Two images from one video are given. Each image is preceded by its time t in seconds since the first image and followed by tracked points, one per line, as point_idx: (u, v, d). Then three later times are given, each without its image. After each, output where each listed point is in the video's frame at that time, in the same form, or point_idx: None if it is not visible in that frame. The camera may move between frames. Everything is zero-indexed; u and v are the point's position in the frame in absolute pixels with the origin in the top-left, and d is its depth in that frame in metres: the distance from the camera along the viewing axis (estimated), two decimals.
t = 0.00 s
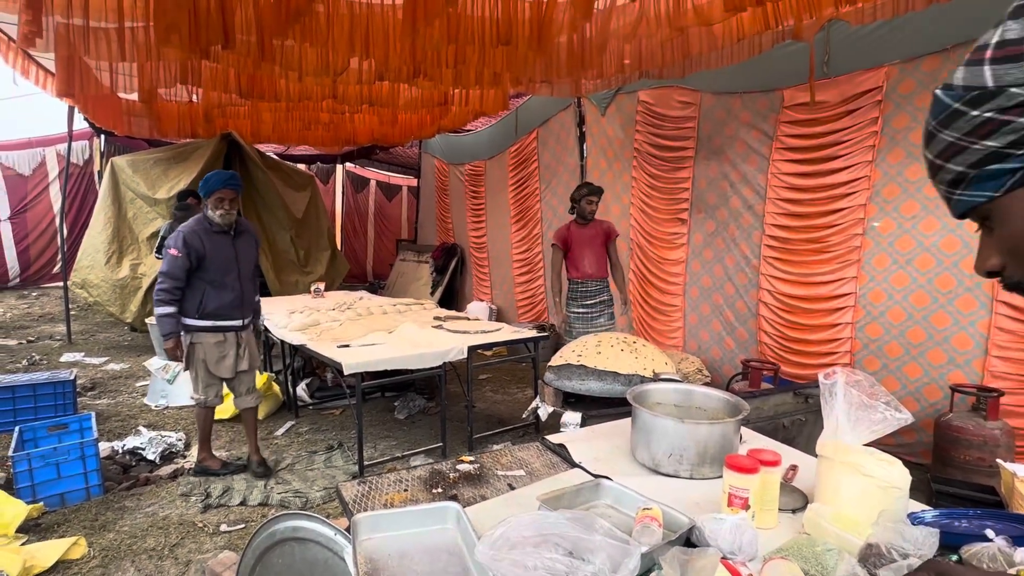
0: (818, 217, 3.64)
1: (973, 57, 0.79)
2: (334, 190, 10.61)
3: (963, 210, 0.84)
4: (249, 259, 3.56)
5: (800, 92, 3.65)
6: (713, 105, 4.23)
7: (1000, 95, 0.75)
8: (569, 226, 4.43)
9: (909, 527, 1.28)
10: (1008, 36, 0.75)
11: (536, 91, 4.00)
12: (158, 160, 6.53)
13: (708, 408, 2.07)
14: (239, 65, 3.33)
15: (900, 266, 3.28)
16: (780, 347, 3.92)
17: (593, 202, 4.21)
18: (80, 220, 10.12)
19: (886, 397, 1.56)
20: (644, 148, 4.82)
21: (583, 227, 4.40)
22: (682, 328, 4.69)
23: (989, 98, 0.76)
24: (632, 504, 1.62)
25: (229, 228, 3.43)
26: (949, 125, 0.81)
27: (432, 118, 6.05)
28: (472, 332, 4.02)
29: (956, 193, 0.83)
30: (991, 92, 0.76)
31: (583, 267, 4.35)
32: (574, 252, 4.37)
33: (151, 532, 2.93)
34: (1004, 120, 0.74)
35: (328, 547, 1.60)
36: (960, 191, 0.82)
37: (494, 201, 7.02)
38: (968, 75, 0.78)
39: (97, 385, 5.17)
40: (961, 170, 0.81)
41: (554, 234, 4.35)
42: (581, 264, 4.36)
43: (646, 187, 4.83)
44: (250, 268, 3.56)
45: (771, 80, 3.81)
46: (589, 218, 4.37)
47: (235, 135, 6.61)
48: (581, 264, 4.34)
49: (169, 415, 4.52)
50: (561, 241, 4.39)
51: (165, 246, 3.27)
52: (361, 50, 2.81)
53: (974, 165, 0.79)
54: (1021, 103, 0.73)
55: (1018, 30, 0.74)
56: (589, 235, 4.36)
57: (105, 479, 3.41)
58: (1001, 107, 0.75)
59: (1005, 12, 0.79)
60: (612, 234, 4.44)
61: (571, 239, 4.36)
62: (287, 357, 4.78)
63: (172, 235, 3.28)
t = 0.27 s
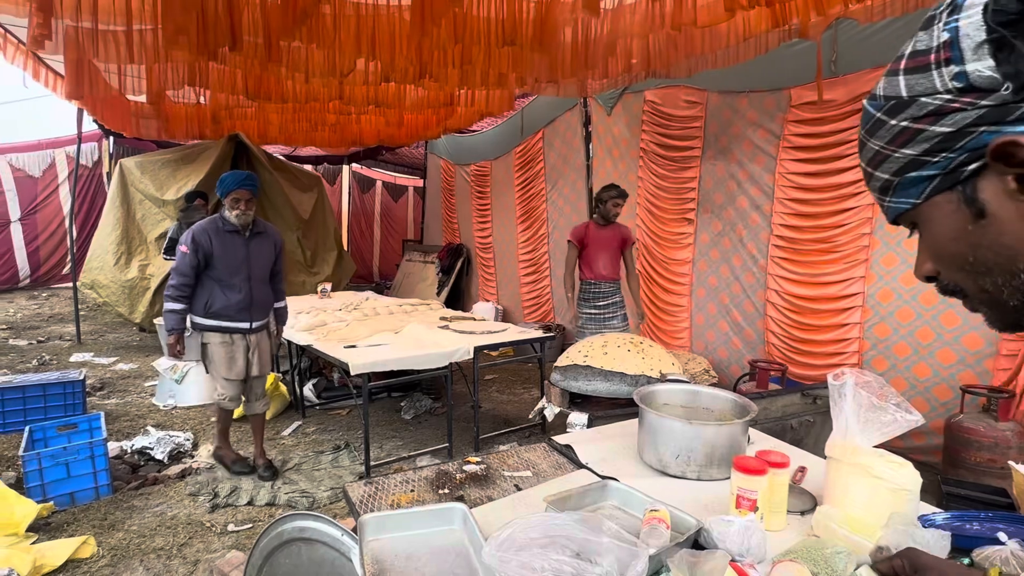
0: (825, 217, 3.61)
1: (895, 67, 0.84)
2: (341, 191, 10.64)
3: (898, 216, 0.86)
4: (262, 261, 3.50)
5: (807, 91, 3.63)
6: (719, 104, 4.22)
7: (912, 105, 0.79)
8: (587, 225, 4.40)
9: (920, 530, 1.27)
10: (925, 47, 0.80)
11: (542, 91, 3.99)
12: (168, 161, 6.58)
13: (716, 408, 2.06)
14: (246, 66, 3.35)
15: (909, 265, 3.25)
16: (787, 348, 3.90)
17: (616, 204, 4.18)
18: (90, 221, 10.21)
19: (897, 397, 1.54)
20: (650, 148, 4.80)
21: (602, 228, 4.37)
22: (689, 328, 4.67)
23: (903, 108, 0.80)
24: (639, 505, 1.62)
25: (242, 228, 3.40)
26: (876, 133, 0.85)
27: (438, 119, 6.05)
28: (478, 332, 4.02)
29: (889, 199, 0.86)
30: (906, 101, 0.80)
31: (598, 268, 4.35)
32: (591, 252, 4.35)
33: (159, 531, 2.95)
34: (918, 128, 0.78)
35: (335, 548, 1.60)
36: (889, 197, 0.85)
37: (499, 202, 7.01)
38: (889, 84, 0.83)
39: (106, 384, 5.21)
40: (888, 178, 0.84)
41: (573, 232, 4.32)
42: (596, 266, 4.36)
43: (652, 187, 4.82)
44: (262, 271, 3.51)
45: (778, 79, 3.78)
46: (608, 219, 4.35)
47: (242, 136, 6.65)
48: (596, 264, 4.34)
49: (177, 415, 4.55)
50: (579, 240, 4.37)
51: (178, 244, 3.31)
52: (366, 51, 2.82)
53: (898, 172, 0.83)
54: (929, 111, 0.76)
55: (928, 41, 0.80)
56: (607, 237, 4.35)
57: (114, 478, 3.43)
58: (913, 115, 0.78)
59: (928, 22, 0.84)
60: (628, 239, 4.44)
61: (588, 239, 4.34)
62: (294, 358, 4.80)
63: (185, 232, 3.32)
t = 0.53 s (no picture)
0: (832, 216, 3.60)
1: (837, 84, 0.82)
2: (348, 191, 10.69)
3: (850, 234, 0.82)
4: (265, 262, 3.43)
5: (814, 90, 3.60)
6: (726, 103, 4.20)
7: (854, 122, 0.76)
8: (635, 232, 4.26)
9: (933, 532, 1.26)
10: (859, 66, 0.77)
11: (548, 91, 4.00)
12: (178, 163, 6.63)
13: (724, 408, 2.06)
14: (255, 69, 3.37)
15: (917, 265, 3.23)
16: (795, 348, 3.89)
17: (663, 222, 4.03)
18: (102, 222, 10.33)
19: (908, 397, 1.52)
20: (657, 148, 4.80)
21: (645, 243, 4.24)
22: (696, 328, 4.66)
23: (843, 126, 0.77)
24: (649, 505, 1.62)
25: (246, 228, 3.36)
26: (823, 151, 0.83)
27: (445, 119, 6.07)
28: (485, 332, 4.03)
29: (840, 216, 0.83)
30: (847, 119, 0.77)
31: (621, 277, 4.32)
32: (623, 260, 4.28)
33: (171, 529, 2.98)
34: (859, 145, 0.75)
35: (345, 546, 1.62)
36: (839, 214, 0.82)
37: (506, 202, 7.02)
38: (829, 104, 0.81)
39: (118, 384, 5.27)
40: (837, 195, 0.82)
41: (615, 236, 4.21)
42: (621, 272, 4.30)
43: (660, 186, 4.81)
44: (266, 272, 3.42)
45: (785, 78, 3.77)
46: (653, 236, 4.21)
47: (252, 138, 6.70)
48: (623, 272, 4.29)
49: (188, 414, 4.59)
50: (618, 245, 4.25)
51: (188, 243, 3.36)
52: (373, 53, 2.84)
53: (846, 189, 0.80)
54: (869, 127, 0.74)
55: (863, 60, 0.77)
56: (645, 253, 4.23)
57: (126, 476, 3.48)
58: (855, 132, 0.76)
59: (866, 41, 0.82)
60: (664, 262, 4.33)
61: (628, 247, 4.24)
62: (303, 357, 4.84)
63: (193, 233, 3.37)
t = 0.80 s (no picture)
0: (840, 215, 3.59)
1: (822, 89, 0.86)
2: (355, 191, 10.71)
3: (836, 236, 0.87)
4: (255, 270, 3.29)
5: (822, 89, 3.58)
6: (734, 103, 4.18)
7: (839, 126, 0.80)
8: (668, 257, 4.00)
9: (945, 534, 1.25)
10: (845, 72, 0.82)
11: (555, 91, 3.99)
12: (187, 164, 6.67)
13: (733, 409, 2.05)
14: (264, 70, 3.38)
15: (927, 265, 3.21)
16: (803, 348, 3.87)
17: (696, 256, 3.75)
18: (111, 222, 10.41)
19: (919, 399, 1.53)
20: (664, 148, 4.78)
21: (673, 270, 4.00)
22: (703, 328, 4.65)
23: (829, 129, 0.82)
24: (657, 506, 1.62)
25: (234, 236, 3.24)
26: (809, 154, 0.87)
27: (451, 120, 6.06)
28: (493, 332, 4.03)
29: (825, 220, 0.87)
30: (833, 123, 0.82)
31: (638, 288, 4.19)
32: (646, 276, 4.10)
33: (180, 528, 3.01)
34: (846, 149, 0.79)
35: (354, 546, 1.63)
36: (825, 218, 0.86)
37: (512, 201, 7.02)
38: (815, 109, 0.85)
39: (128, 383, 5.31)
40: (823, 198, 0.86)
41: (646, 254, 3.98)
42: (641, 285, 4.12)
43: (667, 186, 4.80)
44: (256, 280, 3.29)
45: (794, 77, 3.75)
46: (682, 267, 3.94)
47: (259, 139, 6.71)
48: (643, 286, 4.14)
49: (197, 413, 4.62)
50: (648, 264, 4.01)
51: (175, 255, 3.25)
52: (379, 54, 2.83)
53: (831, 193, 0.84)
54: (855, 132, 0.78)
55: (849, 65, 0.81)
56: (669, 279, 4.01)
57: (136, 475, 3.50)
58: (840, 137, 0.80)
59: (849, 46, 0.86)
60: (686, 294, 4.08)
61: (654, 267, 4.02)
62: (311, 357, 4.86)
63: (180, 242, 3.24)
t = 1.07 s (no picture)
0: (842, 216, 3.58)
1: (801, 99, 0.87)
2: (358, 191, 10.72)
3: (816, 240, 0.88)
4: (233, 271, 3.19)
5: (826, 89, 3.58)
6: (737, 103, 4.18)
7: (818, 135, 0.81)
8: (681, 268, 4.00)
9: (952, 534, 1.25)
10: (823, 82, 0.82)
11: (559, 92, 3.99)
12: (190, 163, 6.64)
13: (737, 409, 2.05)
14: (268, 71, 3.39)
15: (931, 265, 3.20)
16: (807, 348, 3.86)
17: (711, 272, 3.80)
18: (116, 223, 10.44)
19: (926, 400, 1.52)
20: (667, 148, 4.78)
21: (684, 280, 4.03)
22: (706, 328, 4.64)
23: (809, 138, 0.82)
24: (661, 506, 1.62)
25: (209, 236, 3.13)
26: (789, 162, 0.88)
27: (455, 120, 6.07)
28: (496, 332, 4.03)
29: (805, 225, 0.88)
30: (812, 132, 0.82)
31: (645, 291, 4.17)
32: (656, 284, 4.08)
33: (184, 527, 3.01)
34: (823, 158, 0.80)
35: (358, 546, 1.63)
36: (805, 223, 0.88)
37: (515, 202, 7.02)
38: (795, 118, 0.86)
39: (132, 383, 5.32)
40: (804, 204, 0.87)
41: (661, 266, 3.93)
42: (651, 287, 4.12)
43: (670, 186, 4.79)
44: (234, 282, 3.19)
45: (797, 77, 3.74)
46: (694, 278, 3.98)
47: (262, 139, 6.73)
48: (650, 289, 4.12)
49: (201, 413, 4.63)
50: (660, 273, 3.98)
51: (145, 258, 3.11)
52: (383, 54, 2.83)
53: (810, 200, 0.85)
54: (832, 141, 0.79)
55: (826, 76, 0.82)
56: (679, 288, 4.04)
57: (140, 475, 3.51)
58: (818, 145, 0.81)
59: (827, 59, 0.87)
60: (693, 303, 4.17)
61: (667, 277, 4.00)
62: (315, 357, 4.86)
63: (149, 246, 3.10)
